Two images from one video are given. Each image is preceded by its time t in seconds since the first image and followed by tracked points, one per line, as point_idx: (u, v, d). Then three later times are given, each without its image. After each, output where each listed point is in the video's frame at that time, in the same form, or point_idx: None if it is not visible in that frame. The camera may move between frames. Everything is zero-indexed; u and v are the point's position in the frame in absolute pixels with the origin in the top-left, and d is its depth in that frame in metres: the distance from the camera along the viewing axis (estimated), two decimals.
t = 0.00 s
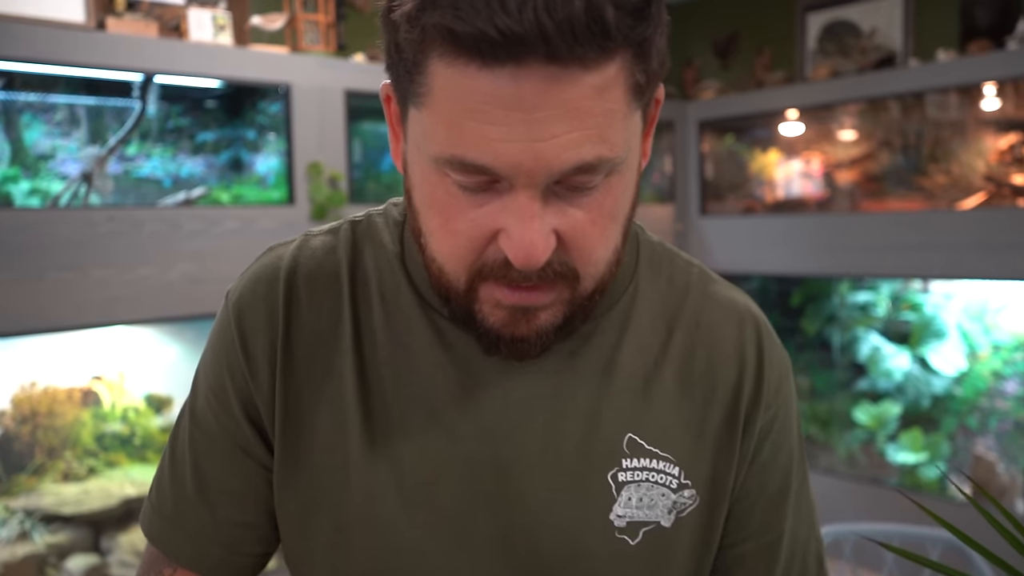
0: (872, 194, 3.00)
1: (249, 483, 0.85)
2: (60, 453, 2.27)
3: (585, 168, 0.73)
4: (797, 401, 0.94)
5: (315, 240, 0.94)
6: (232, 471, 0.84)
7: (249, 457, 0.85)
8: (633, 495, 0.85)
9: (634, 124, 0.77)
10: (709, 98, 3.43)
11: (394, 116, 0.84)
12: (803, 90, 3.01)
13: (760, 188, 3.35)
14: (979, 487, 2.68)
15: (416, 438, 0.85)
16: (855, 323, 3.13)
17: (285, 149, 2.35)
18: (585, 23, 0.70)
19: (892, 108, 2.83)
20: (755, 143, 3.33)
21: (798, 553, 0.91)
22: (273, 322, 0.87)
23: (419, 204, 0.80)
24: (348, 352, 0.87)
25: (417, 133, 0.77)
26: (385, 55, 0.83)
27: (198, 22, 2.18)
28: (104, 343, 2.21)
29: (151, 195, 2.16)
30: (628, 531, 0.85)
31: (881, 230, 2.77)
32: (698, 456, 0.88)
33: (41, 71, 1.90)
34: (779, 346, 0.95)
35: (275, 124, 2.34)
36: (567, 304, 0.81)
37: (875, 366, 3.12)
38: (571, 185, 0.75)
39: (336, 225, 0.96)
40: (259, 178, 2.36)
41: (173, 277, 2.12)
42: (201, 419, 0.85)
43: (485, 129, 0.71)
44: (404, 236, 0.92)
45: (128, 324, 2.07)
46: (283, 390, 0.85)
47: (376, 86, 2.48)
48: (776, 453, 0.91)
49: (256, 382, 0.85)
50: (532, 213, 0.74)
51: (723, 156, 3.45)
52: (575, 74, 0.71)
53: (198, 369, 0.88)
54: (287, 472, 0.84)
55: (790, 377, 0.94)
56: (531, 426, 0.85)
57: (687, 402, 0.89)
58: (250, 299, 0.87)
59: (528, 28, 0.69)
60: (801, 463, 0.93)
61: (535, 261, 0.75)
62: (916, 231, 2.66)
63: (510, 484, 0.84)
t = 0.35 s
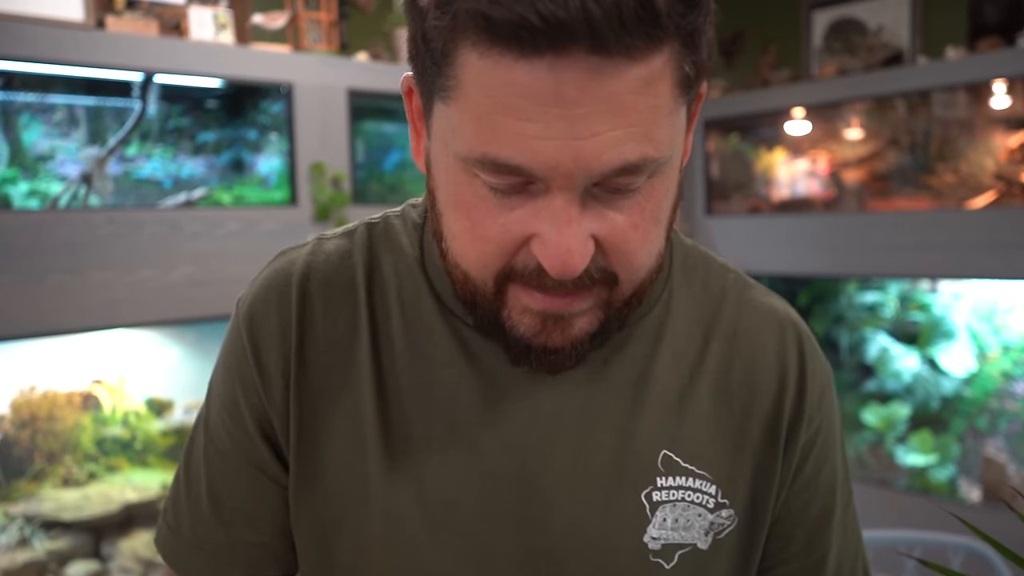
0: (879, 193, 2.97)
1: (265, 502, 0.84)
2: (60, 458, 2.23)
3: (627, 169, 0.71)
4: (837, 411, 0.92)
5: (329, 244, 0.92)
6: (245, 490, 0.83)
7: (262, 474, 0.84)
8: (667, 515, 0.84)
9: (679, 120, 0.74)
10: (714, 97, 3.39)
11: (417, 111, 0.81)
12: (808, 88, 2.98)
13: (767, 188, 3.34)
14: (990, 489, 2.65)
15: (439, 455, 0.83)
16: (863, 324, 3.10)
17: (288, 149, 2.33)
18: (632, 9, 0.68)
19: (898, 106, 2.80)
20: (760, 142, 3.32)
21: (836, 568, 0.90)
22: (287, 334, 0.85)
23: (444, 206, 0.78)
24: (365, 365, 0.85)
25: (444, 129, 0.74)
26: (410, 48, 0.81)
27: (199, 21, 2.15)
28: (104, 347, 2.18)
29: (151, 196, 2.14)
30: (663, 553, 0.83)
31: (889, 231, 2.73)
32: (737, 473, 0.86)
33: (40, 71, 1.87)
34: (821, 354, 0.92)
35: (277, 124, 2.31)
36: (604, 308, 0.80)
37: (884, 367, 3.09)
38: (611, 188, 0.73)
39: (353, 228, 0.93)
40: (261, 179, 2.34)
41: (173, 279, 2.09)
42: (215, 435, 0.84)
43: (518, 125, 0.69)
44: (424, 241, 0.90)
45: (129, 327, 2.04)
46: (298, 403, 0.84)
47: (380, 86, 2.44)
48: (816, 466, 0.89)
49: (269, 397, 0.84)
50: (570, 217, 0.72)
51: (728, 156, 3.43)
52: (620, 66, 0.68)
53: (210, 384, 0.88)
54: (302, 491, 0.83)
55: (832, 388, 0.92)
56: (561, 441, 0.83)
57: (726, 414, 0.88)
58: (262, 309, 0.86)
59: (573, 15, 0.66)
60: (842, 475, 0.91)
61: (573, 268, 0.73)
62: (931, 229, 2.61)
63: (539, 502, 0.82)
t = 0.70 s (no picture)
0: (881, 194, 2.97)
1: (288, 517, 0.79)
2: (58, 464, 2.21)
3: (677, 162, 0.66)
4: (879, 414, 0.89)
5: (350, 247, 0.88)
6: (263, 502, 0.78)
7: (286, 486, 0.79)
8: (708, 521, 0.81)
9: (728, 111, 0.69)
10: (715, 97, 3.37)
11: (447, 111, 0.78)
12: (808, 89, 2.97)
13: (768, 188, 3.32)
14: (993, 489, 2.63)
15: (469, 463, 0.78)
16: (866, 324, 3.06)
17: (287, 150, 2.31)
18: None
19: (898, 106, 2.79)
20: (762, 141, 3.29)
21: None
22: (310, 338, 0.81)
23: (480, 206, 0.73)
24: (391, 370, 0.80)
25: (482, 122, 0.68)
26: (444, 41, 0.76)
27: (198, 21, 2.12)
28: (104, 352, 2.14)
29: (149, 199, 2.13)
30: (705, 559, 0.80)
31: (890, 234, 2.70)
32: (779, 477, 0.83)
33: (36, 72, 1.84)
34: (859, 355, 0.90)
35: (276, 125, 2.29)
36: (642, 318, 0.74)
37: (887, 368, 3.07)
38: (658, 182, 0.68)
39: (376, 230, 0.90)
40: (260, 181, 2.33)
41: (175, 282, 2.06)
42: (231, 447, 0.79)
43: (567, 115, 0.63)
44: (452, 241, 0.86)
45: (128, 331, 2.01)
46: (321, 410, 0.79)
47: (382, 87, 2.42)
48: (857, 471, 0.86)
49: (290, 403, 0.79)
50: (618, 213, 0.66)
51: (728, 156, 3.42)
52: (674, 54, 0.62)
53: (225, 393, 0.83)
54: (325, 504, 0.78)
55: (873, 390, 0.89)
56: (597, 447, 0.80)
57: (768, 417, 0.84)
58: (284, 312, 0.81)
59: None
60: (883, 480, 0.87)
61: (619, 268, 0.67)
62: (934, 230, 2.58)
63: (576, 509, 0.78)
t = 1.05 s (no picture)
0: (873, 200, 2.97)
1: (302, 531, 0.79)
2: (44, 468, 2.17)
3: (732, 178, 0.66)
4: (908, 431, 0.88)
5: (372, 255, 0.88)
6: (277, 517, 0.78)
7: (299, 499, 0.79)
8: (742, 538, 0.80)
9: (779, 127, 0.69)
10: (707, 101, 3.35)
11: (483, 119, 0.79)
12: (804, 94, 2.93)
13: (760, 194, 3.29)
14: (982, 495, 2.64)
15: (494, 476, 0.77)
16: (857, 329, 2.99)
17: (280, 152, 2.30)
18: (754, 9, 0.63)
19: (889, 113, 2.80)
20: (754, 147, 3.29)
21: None
22: (331, 349, 0.81)
23: (523, 218, 0.72)
24: (416, 380, 0.80)
25: (530, 133, 0.68)
26: (490, 51, 0.76)
27: (192, 20, 2.10)
28: (98, 355, 2.10)
29: (140, 199, 2.10)
30: None
31: (881, 242, 2.69)
32: (812, 495, 0.83)
33: (27, 70, 1.80)
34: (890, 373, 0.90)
35: (270, 126, 2.27)
36: (681, 332, 0.73)
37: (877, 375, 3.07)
38: (708, 198, 0.67)
39: (400, 238, 0.90)
40: (253, 182, 2.32)
41: (166, 284, 2.03)
42: (246, 459, 0.80)
43: (621, 128, 0.62)
44: (479, 250, 0.85)
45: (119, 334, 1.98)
46: (342, 421, 0.79)
47: (380, 90, 2.41)
48: (888, 488, 0.85)
49: (310, 415, 0.79)
50: (669, 229, 0.66)
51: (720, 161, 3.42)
52: (736, 70, 0.62)
53: (240, 405, 0.83)
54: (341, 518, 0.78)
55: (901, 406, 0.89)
56: (630, 461, 0.78)
57: (798, 430, 0.84)
58: (304, 322, 0.81)
59: (703, 11, 0.60)
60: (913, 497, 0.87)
61: (669, 284, 0.66)
62: (926, 235, 2.56)
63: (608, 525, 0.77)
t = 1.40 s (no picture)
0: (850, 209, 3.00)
1: (297, 549, 0.77)
2: (13, 474, 2.11)
3: (732, 193, 0.65)
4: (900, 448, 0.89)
5: (366, 268, 0.87)
6: (272, 534, 0.77)
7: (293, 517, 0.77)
8: (738, 555, 0.80)
9: (779, 141, 0.68)
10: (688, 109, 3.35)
11: (481, 131, 0.79)
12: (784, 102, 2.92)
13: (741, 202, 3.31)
14: (958, 502, 2.66)
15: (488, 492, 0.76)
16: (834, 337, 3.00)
17: (260, 155, 2.28)
18: (758, 22, 0.62)
19: (866, 122, 2.83)
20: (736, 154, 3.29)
21: None
22: (325, 362, 0.80)
23: (523, 231, 0.71)
24: (411, 396, 0.79)
25: (530, 147, 0.67)
26: (489, 63, 0.75)
27: (172, 22, 2.07)
28: (71, 359, 2.07)
29: (115, 202, 2.08)
30: None
31: (859, 250, 2.70)
32: (807, 512, 0.83)
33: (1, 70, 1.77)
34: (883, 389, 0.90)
35: (249, 129, 2.25)
36: (680, 344, 0.73)
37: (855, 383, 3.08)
38: (708, 213, 0.67)
39: (394, 249, 0.88)
40: (230, 185, 2.28)
41: (141, 289, 2.00)
42: (238, 476, 0.78)
43: (624, 142, 0.62)
44: (474, 264, 0.84)
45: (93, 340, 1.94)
46: (336, 437, 0.77)
47: (364, 94, 2.40)
48: (881, 505, 0.85)
49: (304, 431, 0.78)
50: (670, 244, 0.65)
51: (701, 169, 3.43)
52: (739, 84, 0.62)
53: (231, 420, 0.81)
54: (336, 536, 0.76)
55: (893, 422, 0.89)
56: (626, 478, 0.78)
57: (792, 446, 0.84)
58: (298, 337, 0.80)
59: (706, 24, 0.60)
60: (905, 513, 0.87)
61: (669, 299, 0.66)
62: (903, 246, 2.58)
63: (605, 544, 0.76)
